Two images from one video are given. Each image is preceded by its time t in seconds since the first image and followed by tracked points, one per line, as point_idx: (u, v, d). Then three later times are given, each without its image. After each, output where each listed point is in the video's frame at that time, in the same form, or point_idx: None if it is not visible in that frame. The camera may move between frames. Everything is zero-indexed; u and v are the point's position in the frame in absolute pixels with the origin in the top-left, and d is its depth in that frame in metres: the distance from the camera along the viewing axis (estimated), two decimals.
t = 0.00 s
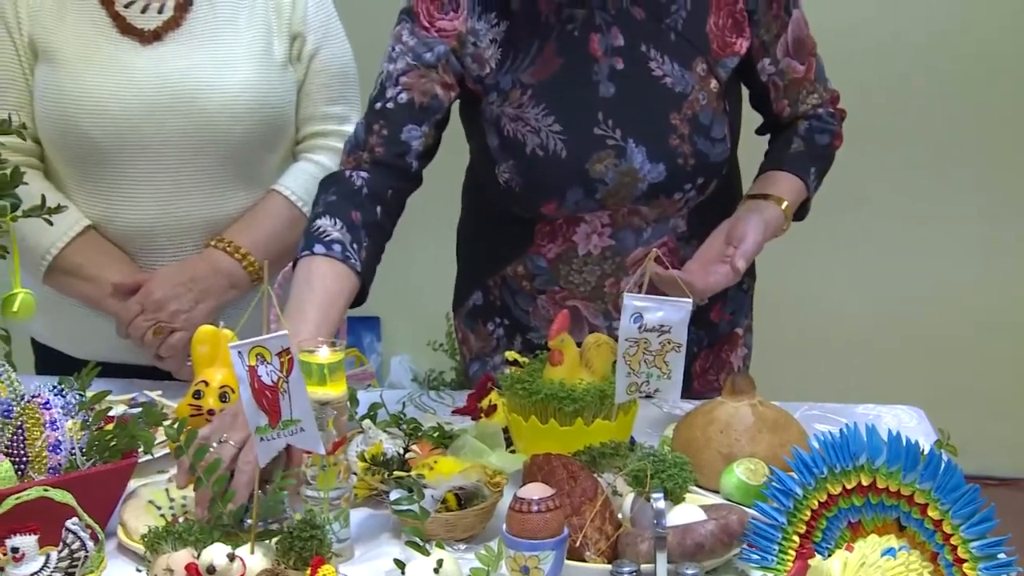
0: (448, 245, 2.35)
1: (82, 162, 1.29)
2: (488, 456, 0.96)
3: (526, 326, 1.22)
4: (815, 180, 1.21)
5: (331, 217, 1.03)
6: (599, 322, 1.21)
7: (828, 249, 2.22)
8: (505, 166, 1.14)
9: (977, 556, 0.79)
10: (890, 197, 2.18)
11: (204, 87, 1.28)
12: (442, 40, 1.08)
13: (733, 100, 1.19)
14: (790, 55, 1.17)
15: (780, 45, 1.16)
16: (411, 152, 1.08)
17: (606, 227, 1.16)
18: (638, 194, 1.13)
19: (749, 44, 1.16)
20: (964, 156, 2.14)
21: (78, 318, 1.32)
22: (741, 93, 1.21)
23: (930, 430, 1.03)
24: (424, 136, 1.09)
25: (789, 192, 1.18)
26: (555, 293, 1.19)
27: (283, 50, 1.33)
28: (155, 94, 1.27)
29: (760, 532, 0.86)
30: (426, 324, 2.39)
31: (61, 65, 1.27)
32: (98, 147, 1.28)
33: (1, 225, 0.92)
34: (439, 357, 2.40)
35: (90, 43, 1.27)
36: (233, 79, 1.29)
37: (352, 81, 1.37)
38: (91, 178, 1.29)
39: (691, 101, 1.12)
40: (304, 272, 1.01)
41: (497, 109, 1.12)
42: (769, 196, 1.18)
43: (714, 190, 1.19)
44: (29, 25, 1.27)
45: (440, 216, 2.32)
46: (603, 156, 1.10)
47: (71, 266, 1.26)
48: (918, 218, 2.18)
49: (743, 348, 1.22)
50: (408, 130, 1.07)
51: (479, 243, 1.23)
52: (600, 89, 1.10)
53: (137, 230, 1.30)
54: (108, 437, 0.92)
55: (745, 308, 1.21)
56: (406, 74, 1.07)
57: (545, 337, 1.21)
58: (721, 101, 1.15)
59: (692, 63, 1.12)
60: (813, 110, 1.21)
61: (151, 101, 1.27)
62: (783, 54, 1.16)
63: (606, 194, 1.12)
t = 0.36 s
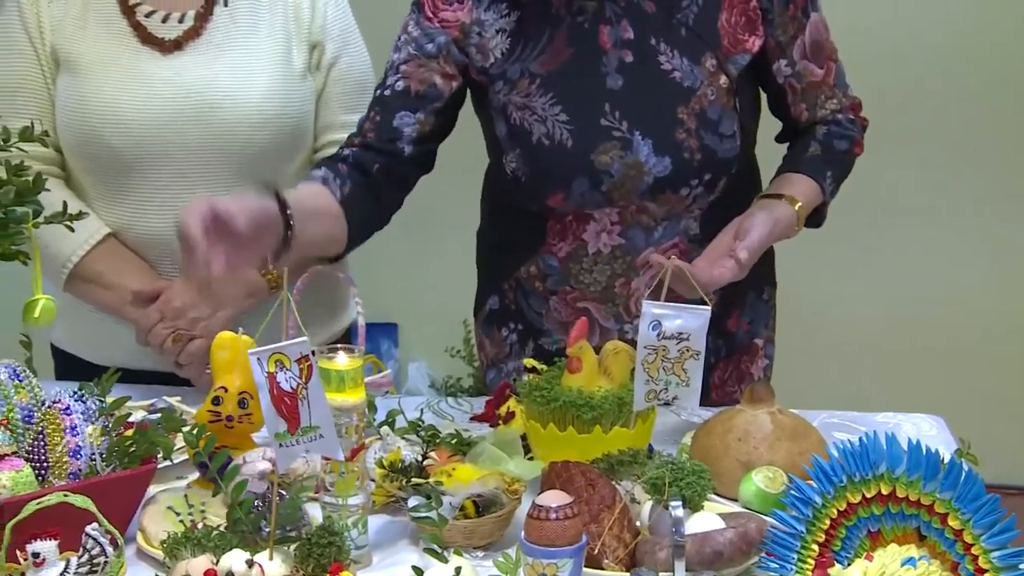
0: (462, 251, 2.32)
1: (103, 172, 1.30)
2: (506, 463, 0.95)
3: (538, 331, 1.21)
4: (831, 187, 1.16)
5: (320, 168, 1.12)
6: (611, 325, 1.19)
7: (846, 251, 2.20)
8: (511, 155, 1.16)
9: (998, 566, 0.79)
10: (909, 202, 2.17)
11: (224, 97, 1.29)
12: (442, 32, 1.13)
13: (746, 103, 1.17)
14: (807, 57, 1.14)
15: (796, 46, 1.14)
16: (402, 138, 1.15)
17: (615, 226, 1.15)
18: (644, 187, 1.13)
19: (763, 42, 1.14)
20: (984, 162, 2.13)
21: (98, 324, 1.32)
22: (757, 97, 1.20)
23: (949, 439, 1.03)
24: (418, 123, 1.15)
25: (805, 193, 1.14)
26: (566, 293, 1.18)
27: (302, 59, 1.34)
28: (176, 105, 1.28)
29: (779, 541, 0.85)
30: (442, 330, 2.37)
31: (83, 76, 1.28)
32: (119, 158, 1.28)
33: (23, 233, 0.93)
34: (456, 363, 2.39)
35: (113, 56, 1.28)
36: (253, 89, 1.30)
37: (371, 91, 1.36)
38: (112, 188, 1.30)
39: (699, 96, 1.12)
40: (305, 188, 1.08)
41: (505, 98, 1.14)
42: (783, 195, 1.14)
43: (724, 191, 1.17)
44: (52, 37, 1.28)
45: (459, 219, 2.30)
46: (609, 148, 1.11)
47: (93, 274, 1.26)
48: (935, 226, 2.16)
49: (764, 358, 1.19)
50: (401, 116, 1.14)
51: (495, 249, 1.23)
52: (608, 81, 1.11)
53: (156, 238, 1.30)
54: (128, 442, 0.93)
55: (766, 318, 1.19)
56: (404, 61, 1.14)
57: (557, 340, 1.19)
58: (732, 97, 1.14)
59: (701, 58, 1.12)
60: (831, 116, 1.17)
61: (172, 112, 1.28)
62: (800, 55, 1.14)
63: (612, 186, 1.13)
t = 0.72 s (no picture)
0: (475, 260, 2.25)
1: (122, 181, 1.30)
2: (522, 473, 0.95)
3: (548, 339, 1.21)
4: (842, 206, 1.14)
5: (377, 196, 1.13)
6: (618, 332, 1.18)
7: (858, 262, 2.15)
8: (520, 150, 1.16)
9: None
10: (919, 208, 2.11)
11: (243, 109, 1.29)
12: (469, 41, 1.14)
13: (760, 115, 1.15)
14: (825, 72, 1.12)
15: (815, 61, 1.12)
16: (449, 152, 1.15)
17: (622, 230, 1.15)
18: (648, 189, 1.13)
19: (780, 52, 1.12)
20: (995, 166, 2.07)
21: (117, 332, 1.33)
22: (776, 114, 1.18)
23: (968, 451, 1.02)
24: (461, 135, 1.16)
25: (815, 206, 1.12)
26: (575, 298, 1.18)
27: (321, 70, 1.34)
28: (195, 115, 1.29)
29: (795, 553, 0.84)
30: (457, 340, 2.29)
31: (105, 86, 1.29)
32: (139, 167, 1.29)
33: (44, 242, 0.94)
34: (471, 374, 2.31)
35: (134, 66, 1.29)
36: (272, 101, 1.30)
37: (388, 100, 1.38)
38: (131, 196, 1.31)
39: (709, 101, 1.12)
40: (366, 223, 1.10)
41: (518, 92, 1.14)
42: (794, 206, 1.12)
43: (731, 200, 1.16)
44: (75, 46, 1.30)
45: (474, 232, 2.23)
46: (615, 147, 1.12)
47: (110, 281, 1.27)
48: (948, 230, 2.11)
49: (783, 374, 1.19)
50: (443, 130, 1.15)
51: (513, 260, 1.23)
52: (619, 81, 1.12)
53: (173, 247, 1.31)
54: (145, 452, 0.93)
55: (784, 335, 1.18)
56: (438, 72, 1.15)
57: (567, 349, 1.19)
58: (744, 104, 1.13)
59: (714, 63, 1.12)
60: (848, 133, 1.15)
61: (190, 123, 1.29)
62: (818, 69, 1.12)
63: (617, 185, 1.13)
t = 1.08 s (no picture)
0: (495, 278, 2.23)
1: (150, 196, 1.31)
2: (542, 494, 0.95)
3: (582, 358, 1.21)
4: (879, 226, 1.17)
5: (402, 242, 1.10)
6: (650, 358, 1.19)
7: (877, 283, 2.09)
8: (552, 185, 1.17)
9: None
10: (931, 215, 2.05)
11: (270, 124, 1.30)
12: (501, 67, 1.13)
13: (791, 141, 1.17)
14: (856, 94, 1.14)
15: (846, 83, 1.14)
16: (485, 178, 1.12)
17: (654, 260, 1.16)
18: (683, 222, 1.14)
19: (809, 77, 1.14)
20: (1008, 171, 2.01)
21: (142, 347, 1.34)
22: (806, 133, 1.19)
23: (993, 475, 1.02)
24: (497, 161, 1.13)
25: (850, 232, 1.15)
26: (606, 325, 1.19)
27: (347, 88, 1.35)
28: (223, 131, 1.29)
29: None
30: (476, 359, 2.27)
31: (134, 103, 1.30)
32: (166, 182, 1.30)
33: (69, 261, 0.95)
34: (489, 393, 2.28)
35: (163, 84, 1.31)
36: (299, 118, 1.31)
37: (414, 119, 1.39)
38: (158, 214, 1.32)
39: (741, 131, 1.12)
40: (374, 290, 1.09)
41: (548, 127, 1.15)
42: (830, 234, 1.14)
43: (763, 230, 1.18)
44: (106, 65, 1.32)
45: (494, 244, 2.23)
46: (648, 181, 1.12)
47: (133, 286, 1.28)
48: (965, 241, 2.05)
49: (808, 395, 1.19)
50: (479, 156, 1.12)
51: (538, 278, 1.23)
52: (649, 114, 1.12)
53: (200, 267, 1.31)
54: (167, 470, 0.93)
55: (810, 355, 1.19)
56: (471, 99, 1.13)
57: (600, 370, 1.20)
58: (774, 133, 1.14)
59: (744, 94, 1.13)
60: (881, 152, 1.17)
61: (218, 137, 1.29)
62: (849, 91, 1.14)
63: (651, 219, 1.13)
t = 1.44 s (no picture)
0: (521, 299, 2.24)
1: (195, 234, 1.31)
2: (567, 516, 0.95)
3: (608, 379, 1.21)
4: (910, 253, 1.17)
5: (426, 259, 1.10)
6: (676, 379, 1.19)
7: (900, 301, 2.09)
8: (580, 205, 1.17)
9: None
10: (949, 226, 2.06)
11: (325, 174, 1.33)
12: (531, 88, 1.13)
13: (820, 163, 1.17)
14: (887, 119, 1.15)
15: (877, 108, 1.15)
16: (509, 198, 1.13)
17: (681, 281, 1.16)
18: (710, 243, 1.14)
19: (840, 101, 1.15)
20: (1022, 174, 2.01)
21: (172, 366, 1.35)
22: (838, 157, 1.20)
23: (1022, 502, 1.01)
24: (522, 180, 1.13)
25: (881, 257, 1.16)
26: (633, 345, 1.19)
27: (400, 135, 1.39)
28: (278, 179, 1.32)
29: None
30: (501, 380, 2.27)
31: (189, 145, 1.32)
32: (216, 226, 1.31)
33: (98, 282, 0.95)
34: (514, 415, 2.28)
35: (221, 132, 1.33)
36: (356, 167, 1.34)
37: (461, 163, 1.44)
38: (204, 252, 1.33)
39: (769, 154, 1.13)
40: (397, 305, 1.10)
41: (576, 147, 1.15)
42: (859, 258, 1.15)
43: (791, 253, 1.18)
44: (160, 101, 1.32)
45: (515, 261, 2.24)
46: (677, 202, 1.13)
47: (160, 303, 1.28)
48: (990, 260, 2.04)
49: (836, 420, 1.18)
50: (504, 175, 1.13)
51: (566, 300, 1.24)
52: (679, 136, 1.13)
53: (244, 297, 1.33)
54: (194, 491, 0.94)
55: (839, 380, 1.18)
56: (500, 117, 1.14)
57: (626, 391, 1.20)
58: (803, 156, 1.15)
59: (773, 117, 1.13)
60: (913, 179, 1.18)
61: (274, 185, 1.32)
62: (880, 116, 1.15)
63: (678, 240, 1.14)
